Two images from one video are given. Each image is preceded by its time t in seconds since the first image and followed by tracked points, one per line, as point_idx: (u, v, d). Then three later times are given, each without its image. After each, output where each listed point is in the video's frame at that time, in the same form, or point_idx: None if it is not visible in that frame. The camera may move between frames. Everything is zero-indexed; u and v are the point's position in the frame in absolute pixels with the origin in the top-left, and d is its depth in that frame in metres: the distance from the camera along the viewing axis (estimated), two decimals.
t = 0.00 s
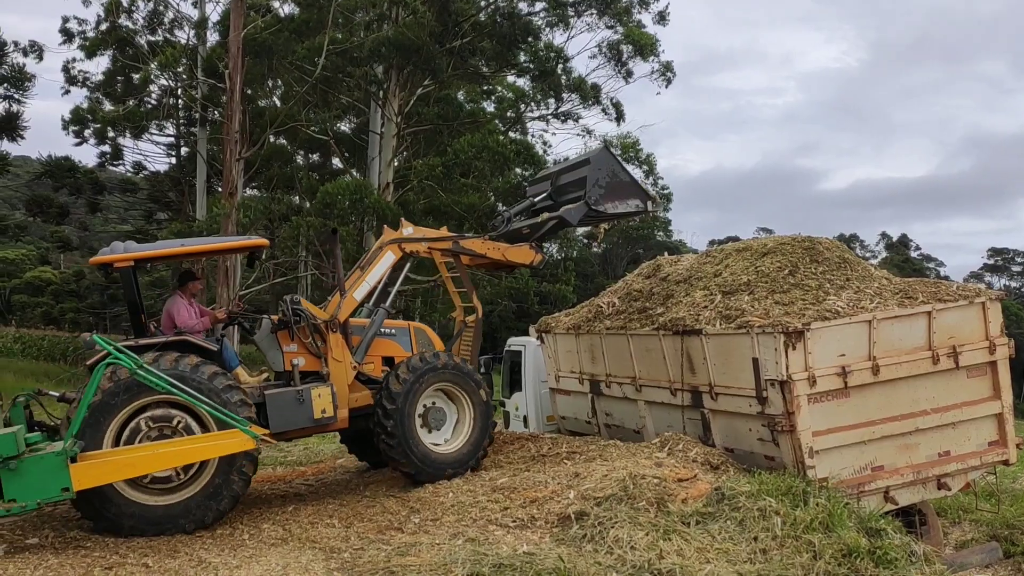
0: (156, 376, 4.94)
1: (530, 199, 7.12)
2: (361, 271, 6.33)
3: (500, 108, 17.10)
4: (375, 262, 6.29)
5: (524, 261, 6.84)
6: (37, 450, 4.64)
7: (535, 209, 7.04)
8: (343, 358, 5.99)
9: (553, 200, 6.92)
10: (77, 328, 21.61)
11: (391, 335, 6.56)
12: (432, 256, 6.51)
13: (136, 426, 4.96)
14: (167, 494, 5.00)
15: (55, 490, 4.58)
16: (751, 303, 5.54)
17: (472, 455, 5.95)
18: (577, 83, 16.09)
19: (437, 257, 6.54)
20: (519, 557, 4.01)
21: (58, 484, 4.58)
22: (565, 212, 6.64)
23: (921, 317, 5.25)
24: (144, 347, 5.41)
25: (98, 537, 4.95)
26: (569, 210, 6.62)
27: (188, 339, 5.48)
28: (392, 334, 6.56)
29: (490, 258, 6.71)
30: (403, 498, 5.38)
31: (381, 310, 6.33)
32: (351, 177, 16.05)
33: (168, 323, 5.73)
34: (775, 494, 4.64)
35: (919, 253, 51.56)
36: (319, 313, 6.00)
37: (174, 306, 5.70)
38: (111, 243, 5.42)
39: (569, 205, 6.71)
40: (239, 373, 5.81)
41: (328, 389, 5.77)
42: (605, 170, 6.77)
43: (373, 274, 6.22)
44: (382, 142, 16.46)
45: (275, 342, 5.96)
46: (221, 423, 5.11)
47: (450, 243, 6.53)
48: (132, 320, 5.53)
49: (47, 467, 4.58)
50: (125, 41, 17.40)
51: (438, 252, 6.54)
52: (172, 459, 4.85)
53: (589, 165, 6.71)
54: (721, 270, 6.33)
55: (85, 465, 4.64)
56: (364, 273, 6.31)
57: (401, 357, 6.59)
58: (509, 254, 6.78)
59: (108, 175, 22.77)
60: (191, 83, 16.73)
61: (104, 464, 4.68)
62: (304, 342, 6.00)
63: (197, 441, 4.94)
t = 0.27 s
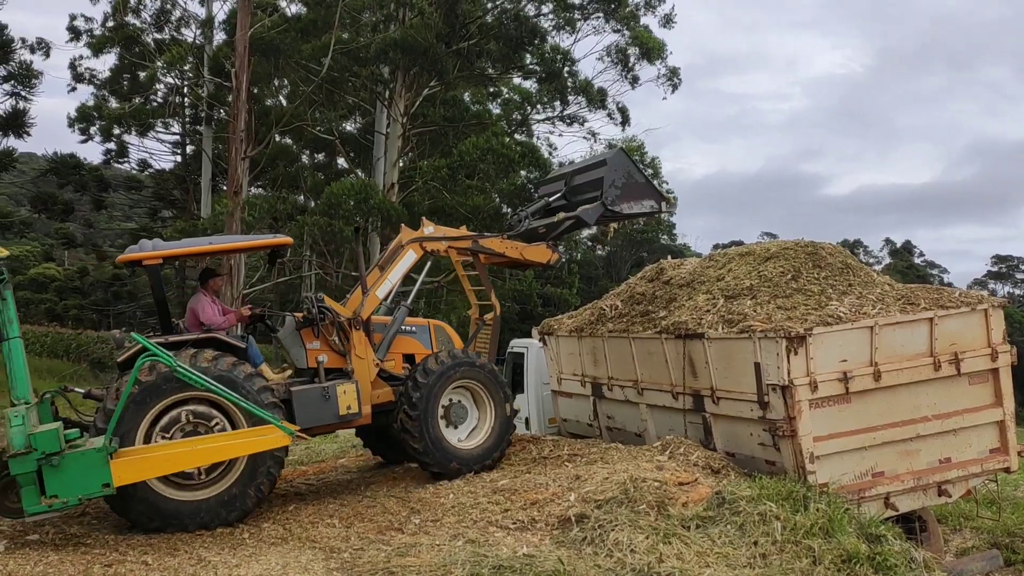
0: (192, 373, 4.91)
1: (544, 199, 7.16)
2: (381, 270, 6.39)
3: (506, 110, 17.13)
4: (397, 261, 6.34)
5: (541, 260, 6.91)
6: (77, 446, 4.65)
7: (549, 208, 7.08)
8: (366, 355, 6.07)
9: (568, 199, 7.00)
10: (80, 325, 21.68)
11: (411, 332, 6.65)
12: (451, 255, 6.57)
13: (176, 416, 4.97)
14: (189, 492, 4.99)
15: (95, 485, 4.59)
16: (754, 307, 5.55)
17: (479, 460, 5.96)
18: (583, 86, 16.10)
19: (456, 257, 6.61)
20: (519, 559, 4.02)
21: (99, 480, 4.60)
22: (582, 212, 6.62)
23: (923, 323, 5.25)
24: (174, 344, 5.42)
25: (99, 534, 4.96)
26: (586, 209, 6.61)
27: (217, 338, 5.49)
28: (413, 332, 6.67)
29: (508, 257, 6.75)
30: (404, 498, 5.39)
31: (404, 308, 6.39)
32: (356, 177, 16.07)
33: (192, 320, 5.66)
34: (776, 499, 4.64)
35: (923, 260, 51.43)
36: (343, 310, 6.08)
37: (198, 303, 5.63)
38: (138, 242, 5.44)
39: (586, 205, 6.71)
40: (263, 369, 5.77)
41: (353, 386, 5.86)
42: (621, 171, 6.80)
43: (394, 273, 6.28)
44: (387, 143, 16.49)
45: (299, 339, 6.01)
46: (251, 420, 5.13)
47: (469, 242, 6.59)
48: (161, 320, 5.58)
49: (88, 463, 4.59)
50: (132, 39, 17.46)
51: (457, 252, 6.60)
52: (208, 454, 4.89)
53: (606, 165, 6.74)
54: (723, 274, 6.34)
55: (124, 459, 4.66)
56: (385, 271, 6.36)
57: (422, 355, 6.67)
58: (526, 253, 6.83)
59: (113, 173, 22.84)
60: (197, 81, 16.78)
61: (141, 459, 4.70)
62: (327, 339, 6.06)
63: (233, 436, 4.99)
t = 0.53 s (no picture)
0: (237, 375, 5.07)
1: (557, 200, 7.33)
2: (403, 271, 6.39)
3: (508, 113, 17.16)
4: (419, 263, 6.35)
5: (558, 260, 7.02)
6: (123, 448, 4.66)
7: (563, 209, 7.26)
8: (391, 355, 6.07)
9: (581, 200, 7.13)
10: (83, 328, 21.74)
11: (433, 331, 6.72)
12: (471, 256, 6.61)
13: (224, 415, 5.06)
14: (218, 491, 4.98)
15: (144, 487, 4.62)
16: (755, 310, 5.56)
17: (484, 460, 5.93)
18: (585, 89, 16.13)
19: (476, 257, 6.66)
20: (522, 562, 4.02)
21: (147, 481, 4.63)
22: (598, 213, 6.76)
23: (925, 326, 5.25)
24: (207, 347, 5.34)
25: (102, 539, 4.96)
26: (602, 210, 6.75)
27: (248, 340, 5.43)
28: (435, 331, 6.73)
29: (526, 257, 6.84)
30: (407, 502, 5.38)
31: (426, 309, 6.42)
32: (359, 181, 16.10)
33: (220, 324, 5.71)
34: (778, 502, 4.64)
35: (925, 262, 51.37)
36: (368, 311, 6.10)
37: (225, 305, 5.70)
38: (168, 247, 5.42)
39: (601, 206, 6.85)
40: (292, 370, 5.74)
41: (382, 385, 5.86)
42: (635, 173, 6.89)
43: (417, 274, 6.29)
44: (389, 147, 16.52)
45: (324, 340, 6.02)
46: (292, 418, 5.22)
47: (489, 243, 6.64)
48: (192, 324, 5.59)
49: (136, 466, 4.61)
50: (135, 43, 17.50)
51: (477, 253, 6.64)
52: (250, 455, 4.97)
53: (620, 167, 6.85)
54: (725, 277, 6.34)
55: (171, 460, 4.70)
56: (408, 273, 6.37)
57: (443, 354, 6.74)
58: (543, 253, 6.95)
59: (116, 177, 22.90)
60: (199, 85, 16.82)
61: (190, 459, 4.77)
62: (353, 340, 6.07)
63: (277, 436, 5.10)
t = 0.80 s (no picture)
0: (279, 377, 5.13)
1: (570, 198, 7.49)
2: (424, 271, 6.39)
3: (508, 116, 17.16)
4: (440, 262, 6.35)
5: (575, 257, 6.99)
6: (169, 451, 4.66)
7: (576, 207, 7.40)
8: (415, 355, 6.10)
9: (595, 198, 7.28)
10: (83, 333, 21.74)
11: (455, 330, 6.68)
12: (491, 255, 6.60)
13: (271, 416, 5.11)
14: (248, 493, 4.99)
15: (192, 489, 4.64)
16: (758, 313, 5.55)
17: (490, 447, 5.87)
18: (585, 92, 16.11)
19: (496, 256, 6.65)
20: (524, 567, 4.00)
21: (195, 484, 4.65)
22: (612, 210, 6.94)
23: (928, 328, 5.23)
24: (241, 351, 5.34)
25: (104, 544, 4.95)
26: (616, 208, 6.92)
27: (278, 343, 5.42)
28: (456, 330, 6.69)
29: (544, 255, 6.81)
30: (410, 506, 5.36)
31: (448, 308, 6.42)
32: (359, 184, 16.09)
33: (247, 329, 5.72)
34: (782, 505, 4.62)
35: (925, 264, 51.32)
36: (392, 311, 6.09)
37: (250, 311, 5.73)
38: (197, 251, 5.37)
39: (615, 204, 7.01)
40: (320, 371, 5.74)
41: (408, 384, 5.91)
42: (649, 170, 7.07)
43: (439, 274, 6.29)
44: (389, 150, 16.52)
45: (350, 341, 6.02)
46: (327, 420, 5.25)
47: (507, 242, 6.64)
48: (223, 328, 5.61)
49: (184, 468, 4.63)
50: (135, 47, 17.51)
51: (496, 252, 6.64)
52: (288, 458, 4.99)
53: (635, 165, 7.04)
54: (727, 280, 6.33)
55: (217, 463, 4.74)
56: (428, 272, 6.34)
57: (465, 352, 6.69)
58: (560, 250, 6.91)
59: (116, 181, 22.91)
60: (199, 89, 16.82)
61: (233, 462, 4.80)
62: (378, 340, 6.06)
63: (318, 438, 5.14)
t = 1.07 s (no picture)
0: (318, 375, 5.26)
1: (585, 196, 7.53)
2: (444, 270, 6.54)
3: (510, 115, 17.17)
4: (460, 261, 6.49)
5: (590, 255, 7.05)
6: (205, 446, 4.75)
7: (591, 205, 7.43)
8: (437, 352, 6.20)
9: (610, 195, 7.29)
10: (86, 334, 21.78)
11: (474, 328, 6.70)
12: (510, 254, 6.70)
13: (307, 413, 5.21)
14: (273, 487, 5.05)
15: (228, 482, 4.73)
16: (762, 312, 5.56)
17: (498, 432, 5.89)
18: (587, 92, 16.10)
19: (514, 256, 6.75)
20: (531, 567, 4.00)
21: (231, 477, 4.74)
22: (628, 207, 6.93)
23: (932, 327, 5.23)
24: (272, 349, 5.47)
25: (111, 545, 4.96)
26: (632, 205, 6.92)
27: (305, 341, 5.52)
28: (476, 327, 6.72)
29: (561, 253, 6.88)
30: (415, 506, 5.37)
31: (468, 306, 6.53)
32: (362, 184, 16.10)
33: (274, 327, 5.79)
34: (788, 505, 4.62)
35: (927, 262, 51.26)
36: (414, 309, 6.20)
37: (276, 308, 5.78)
38: (224, 251, 5.44)
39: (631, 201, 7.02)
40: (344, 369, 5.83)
41: (432, 381, 6.01)
42: (666, 170, 7.10)
43: (459, 272, 6.43)
44: (392, 150, 16.53)
45: (372, 338, 6.15)
46: (356, 417, 5.34)
47: (525, 240, 6.73)
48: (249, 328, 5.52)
49: (221, 461, 4.72)
50: (137, 49, 17.53)
51: (515, 251, 6.74)
52: (319, 453, 5.08)
53: (653, 163, 7.07)
54: (731, 279, 6.33)
55: (252, 456, 4.84)
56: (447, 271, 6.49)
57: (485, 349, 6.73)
58: (576, 248, 6.97)
59: (118, 182, 22.94)
60: (201, 90, 16.83)
61: (265, 455, 4.88)
62: (399, 338, 6.18)
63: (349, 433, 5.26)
